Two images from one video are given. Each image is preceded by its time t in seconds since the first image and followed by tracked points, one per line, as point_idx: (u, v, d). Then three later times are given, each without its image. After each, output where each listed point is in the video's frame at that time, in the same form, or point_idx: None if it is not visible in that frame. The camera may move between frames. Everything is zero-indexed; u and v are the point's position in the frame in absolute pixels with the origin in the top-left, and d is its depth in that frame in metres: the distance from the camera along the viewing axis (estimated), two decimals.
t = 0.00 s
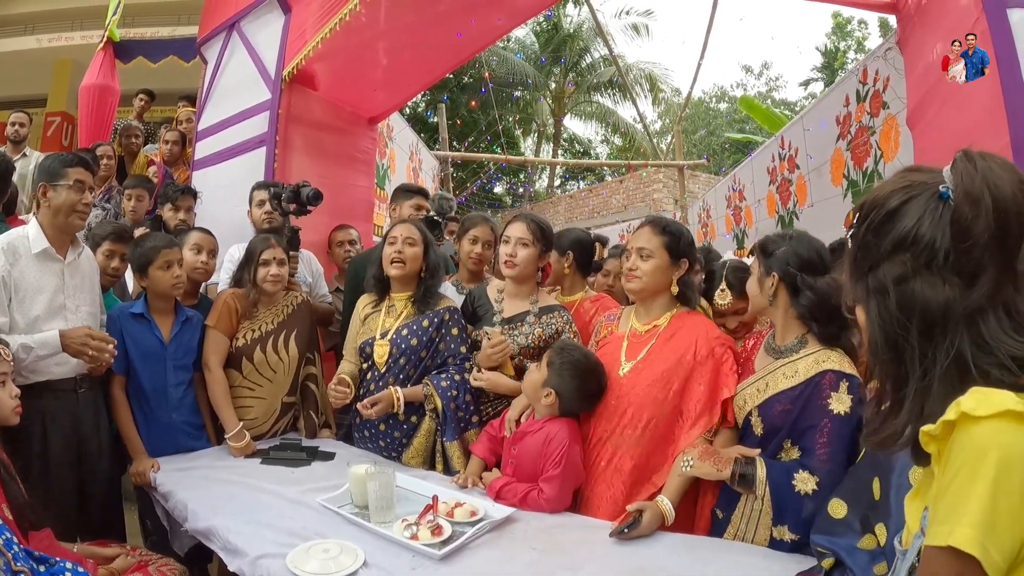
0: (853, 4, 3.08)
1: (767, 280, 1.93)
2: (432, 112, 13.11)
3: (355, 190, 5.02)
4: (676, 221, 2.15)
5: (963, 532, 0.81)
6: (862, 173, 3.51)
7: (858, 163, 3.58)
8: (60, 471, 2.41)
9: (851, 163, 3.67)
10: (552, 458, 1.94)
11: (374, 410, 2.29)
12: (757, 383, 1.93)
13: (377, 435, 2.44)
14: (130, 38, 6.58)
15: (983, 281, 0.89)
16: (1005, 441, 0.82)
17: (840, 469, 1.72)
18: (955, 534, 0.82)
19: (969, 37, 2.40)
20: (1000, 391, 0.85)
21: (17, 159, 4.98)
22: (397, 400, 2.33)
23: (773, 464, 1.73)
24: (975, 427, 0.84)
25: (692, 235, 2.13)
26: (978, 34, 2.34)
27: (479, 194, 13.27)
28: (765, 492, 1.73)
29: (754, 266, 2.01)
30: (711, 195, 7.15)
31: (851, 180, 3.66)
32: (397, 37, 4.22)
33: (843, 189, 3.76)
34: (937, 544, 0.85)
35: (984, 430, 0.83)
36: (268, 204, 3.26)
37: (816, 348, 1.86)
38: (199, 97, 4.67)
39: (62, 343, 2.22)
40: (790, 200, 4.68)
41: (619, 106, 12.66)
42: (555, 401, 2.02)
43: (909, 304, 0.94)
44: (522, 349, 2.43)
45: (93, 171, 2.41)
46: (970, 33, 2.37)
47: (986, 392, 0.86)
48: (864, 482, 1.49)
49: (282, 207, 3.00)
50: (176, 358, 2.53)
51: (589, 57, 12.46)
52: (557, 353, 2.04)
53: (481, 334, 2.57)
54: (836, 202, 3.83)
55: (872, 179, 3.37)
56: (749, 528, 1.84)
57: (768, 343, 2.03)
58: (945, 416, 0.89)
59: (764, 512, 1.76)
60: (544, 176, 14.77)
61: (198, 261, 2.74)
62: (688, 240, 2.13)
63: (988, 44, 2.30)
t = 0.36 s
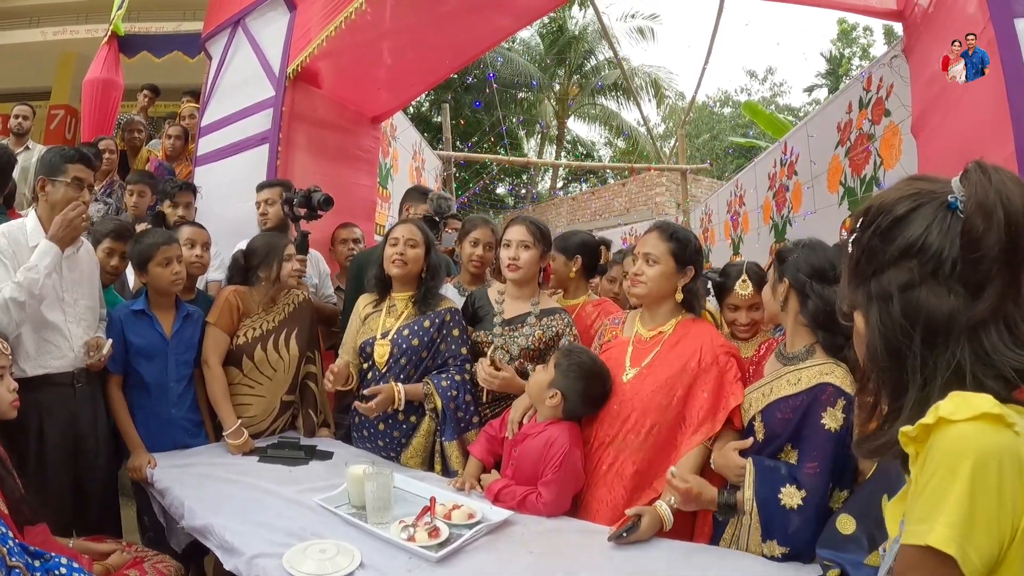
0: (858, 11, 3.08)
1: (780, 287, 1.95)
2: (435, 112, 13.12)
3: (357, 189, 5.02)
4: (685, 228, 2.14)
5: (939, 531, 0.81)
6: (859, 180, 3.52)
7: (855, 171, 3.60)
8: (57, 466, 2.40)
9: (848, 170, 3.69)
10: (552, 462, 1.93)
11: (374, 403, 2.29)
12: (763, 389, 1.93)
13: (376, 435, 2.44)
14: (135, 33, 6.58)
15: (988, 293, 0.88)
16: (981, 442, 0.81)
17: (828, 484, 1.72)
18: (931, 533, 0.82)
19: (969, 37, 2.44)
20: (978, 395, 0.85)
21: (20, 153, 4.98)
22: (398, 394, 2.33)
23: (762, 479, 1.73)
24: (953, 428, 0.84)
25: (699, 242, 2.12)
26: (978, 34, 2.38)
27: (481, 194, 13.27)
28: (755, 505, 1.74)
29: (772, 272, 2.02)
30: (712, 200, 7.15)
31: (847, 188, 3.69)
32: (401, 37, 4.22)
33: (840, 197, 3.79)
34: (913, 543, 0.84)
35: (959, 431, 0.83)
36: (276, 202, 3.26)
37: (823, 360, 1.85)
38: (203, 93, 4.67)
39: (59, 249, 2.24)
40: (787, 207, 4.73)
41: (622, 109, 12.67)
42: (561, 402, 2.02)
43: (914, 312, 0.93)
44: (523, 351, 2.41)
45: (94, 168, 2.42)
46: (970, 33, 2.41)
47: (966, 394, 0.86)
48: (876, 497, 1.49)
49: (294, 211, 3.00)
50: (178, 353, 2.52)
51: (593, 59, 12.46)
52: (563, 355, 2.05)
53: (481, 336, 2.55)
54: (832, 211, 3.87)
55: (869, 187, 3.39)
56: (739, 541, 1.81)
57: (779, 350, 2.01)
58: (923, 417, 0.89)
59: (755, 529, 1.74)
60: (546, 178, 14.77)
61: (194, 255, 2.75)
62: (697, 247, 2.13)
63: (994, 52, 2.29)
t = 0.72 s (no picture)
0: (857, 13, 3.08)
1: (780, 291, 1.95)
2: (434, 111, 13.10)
3: (354, 187, 5.00)
4: (685, 230, 2.13)
5: (950, 536, 0.80)
6: (853, 182, 3.54)
7: (849, 173, 3.62)
8: (49, 464, 2.38)
9: (841, 172, 3.71)
10: (549, 465, 1.92)
11: (368, 401, 2.30)
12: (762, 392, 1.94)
13: (370, 436, 2.42)
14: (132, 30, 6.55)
15: (996, 300, 0.87)
16: (989, 447, 0.80)
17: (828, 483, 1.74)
18: (941, 537, 0.80)
19: (969, 36, 2.44)
20: (985, 400, 0.84)
21: (15, 149, 4.95)
22: (395, 397, 2.32)
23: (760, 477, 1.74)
24: (960, 433, 0.83)
25: (697, 244, 2.11)
26: (978, 34, 2.39)
27: (479, 194, 13.26)
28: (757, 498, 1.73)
29: (768, 280, 2.00)
30: (709, 201, 7.15)
31: (839, 190, 3.72)
32: (399, 36, 4.20)
33: (831, 199, 3.84)
34: (922, 546, 0.83)
35: (967, 436, 0.82)
36: (278, 203, 3.23)
37: (823, 365, 1.86)
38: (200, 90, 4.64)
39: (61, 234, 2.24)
40: (774, 208, 4.86)
41: (621, 110, 12.67)
42: (560, 403, 2.01)
43: (922, 319, 0.91)
44: (519, 352, 2.40)
45: (87, 166, 2.41)
46: (970, 33, 2.42)
47: (971, 400, 0.85)
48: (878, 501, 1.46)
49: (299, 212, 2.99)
50: (172, 352, 2.50)
51: (592, 60, 12.46)
52: (562, 356, 2.05)
53: (477, 336, 2.53)
54: (824, 212, 3.91)
55: (864, 190, 3.40)
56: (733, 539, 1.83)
57: (777, 353, 2.02)
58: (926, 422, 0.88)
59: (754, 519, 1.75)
60: (544, 178, 14.77)
61: (186, 253, 2.73)
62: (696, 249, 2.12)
63: (994, 55, 2.28)
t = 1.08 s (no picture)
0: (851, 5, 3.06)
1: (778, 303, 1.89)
2: (429, 114, 13.09)
3: (351, 193, 4.99)
4: (681, 227, 2.12)
5: (960, 526, 0.78)
6: (853, 175, 3.51)
7: (849, 166, 3.58)
8: (49, 478, 2.36)
9: (842, 165, 3.68)
10: (551, 469, 1.91)
11: (365, 399, 2.29)
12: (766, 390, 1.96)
13: (371, 442, 2.41)
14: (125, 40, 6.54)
15: None
16: (1001, 437, 0.79)
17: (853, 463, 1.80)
18: (950, 527, 0.79)
19: (969, 36, 2.38)
20: (1000, 390, 0.82)
21: (11, 162, 4.94)
22: (391, 402, 2.31)
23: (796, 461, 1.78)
24: (972, 421, 0.81)
25: (693, 241, 2.09)
26: (978, 34, 2.33)
27: (476, 196, 13.24)
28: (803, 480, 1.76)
29: (773, 292, 1.89)
30: (707, 197, 7.13)
31: (840, 183, 3.68)
32: (392, 39, 4.19)
33: (833, 192, 3.79)
34: (934, 536, 0.82)
35: (980, 426, 0.80)
36: (274, 213, 3.22)
37: (825, 356, 1.92)
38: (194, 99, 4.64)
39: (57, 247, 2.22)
40: (777, 203, 4.81)
41: (617, 108, 12.65)
42: (560, 407, 1.99)
43: (956, 305, 0.88)
44: (521, 356, 2.39)
45: (81, 177, 2.40)
46: (970, 33, 2.36)
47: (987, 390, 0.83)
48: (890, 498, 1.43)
49: (294, 220, 2.94)
50: (170, 363, 2.49)
51: (587, 58, 12.44)
52: (559, 359, 2.04)
53: (478, 340, 2.51)
54: (825, 206, 3.88)
55: (864, 183, 3.37)
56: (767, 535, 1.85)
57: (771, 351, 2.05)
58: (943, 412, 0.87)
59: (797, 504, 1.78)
60: (542, 178, 14.75)
61: (183, 263, 2.72)
62: (692, 247, 2.10)
63: (989, 44, 2.27)
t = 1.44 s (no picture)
0: None
1: (785, 342, 1.80)
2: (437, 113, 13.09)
3: (361, 192, 4.98)
4: (693, 222, 2.09)
5: None
6: (876, 170, 3.44)
7: (871, 160, 3.50)
8: (63, 479, 2.36)
9: (865, 161, 3.59)
10: (568, 467, 1.89)
11: (381, 401, 2.28)
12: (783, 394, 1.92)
13: (386, 440, 2.39)
14: (136, 42, 6.57)
15: None
16: None
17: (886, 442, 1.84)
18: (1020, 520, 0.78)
19: (969, 36, 2.46)
20: None
21: (22, 165, 4.96)
22: (407, 400, 2.30)
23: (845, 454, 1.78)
24: None
25: (706, 235, 2.06)
26: (978, 34, 2.41)
27: (485, 195, 13.23)
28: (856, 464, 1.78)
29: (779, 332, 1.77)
30: (720, 194, 7.08)
31: (863, 178, 3.60)
32: (401, 37, 4.18)
33: (856, 187, 3.71)
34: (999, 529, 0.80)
35: None
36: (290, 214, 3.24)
37: (837, 349, 1.92)
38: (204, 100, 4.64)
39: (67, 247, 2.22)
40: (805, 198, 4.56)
41: (625, 106, 12.60)
42: (572, 407, 1.97)
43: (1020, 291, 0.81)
44: (534, 353, 2.37)
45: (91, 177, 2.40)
46: (970, 33, 2.43)
47: None
48: (917, 494, 1.40)
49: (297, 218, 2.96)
50: (182, 364, 2.49)
51: (595, 56, 12.39)
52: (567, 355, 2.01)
53: (493, 338, 2.49)
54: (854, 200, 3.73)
55: (887, 177, 3.31)
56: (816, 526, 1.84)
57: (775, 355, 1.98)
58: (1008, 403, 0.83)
59: (849, 487, 1.80)
60: (550, 176, 14.72)
61: (196, 264, 2.71)
62: (705, 242, 2.07)
63: (1007, 35, 2.24)
